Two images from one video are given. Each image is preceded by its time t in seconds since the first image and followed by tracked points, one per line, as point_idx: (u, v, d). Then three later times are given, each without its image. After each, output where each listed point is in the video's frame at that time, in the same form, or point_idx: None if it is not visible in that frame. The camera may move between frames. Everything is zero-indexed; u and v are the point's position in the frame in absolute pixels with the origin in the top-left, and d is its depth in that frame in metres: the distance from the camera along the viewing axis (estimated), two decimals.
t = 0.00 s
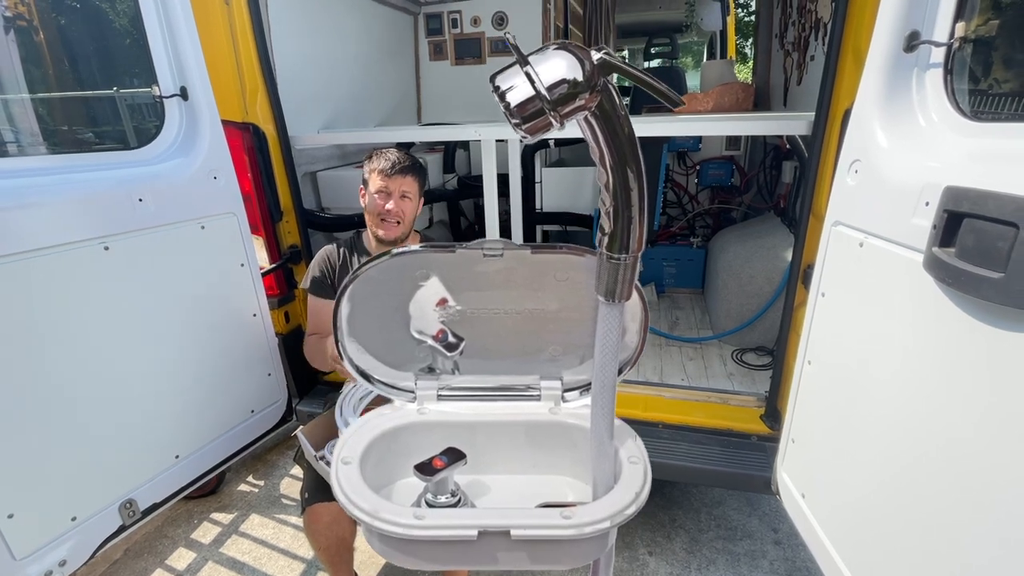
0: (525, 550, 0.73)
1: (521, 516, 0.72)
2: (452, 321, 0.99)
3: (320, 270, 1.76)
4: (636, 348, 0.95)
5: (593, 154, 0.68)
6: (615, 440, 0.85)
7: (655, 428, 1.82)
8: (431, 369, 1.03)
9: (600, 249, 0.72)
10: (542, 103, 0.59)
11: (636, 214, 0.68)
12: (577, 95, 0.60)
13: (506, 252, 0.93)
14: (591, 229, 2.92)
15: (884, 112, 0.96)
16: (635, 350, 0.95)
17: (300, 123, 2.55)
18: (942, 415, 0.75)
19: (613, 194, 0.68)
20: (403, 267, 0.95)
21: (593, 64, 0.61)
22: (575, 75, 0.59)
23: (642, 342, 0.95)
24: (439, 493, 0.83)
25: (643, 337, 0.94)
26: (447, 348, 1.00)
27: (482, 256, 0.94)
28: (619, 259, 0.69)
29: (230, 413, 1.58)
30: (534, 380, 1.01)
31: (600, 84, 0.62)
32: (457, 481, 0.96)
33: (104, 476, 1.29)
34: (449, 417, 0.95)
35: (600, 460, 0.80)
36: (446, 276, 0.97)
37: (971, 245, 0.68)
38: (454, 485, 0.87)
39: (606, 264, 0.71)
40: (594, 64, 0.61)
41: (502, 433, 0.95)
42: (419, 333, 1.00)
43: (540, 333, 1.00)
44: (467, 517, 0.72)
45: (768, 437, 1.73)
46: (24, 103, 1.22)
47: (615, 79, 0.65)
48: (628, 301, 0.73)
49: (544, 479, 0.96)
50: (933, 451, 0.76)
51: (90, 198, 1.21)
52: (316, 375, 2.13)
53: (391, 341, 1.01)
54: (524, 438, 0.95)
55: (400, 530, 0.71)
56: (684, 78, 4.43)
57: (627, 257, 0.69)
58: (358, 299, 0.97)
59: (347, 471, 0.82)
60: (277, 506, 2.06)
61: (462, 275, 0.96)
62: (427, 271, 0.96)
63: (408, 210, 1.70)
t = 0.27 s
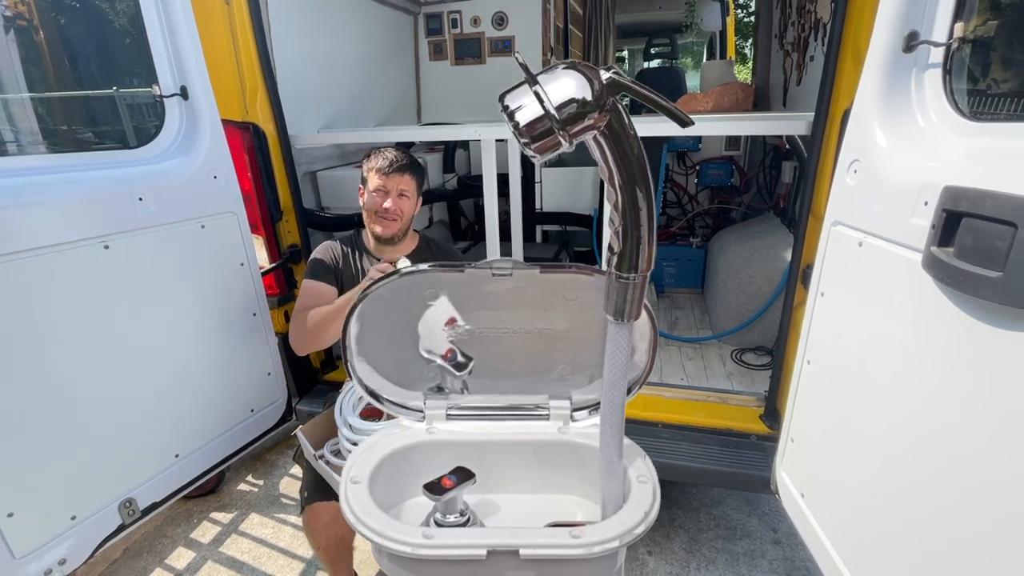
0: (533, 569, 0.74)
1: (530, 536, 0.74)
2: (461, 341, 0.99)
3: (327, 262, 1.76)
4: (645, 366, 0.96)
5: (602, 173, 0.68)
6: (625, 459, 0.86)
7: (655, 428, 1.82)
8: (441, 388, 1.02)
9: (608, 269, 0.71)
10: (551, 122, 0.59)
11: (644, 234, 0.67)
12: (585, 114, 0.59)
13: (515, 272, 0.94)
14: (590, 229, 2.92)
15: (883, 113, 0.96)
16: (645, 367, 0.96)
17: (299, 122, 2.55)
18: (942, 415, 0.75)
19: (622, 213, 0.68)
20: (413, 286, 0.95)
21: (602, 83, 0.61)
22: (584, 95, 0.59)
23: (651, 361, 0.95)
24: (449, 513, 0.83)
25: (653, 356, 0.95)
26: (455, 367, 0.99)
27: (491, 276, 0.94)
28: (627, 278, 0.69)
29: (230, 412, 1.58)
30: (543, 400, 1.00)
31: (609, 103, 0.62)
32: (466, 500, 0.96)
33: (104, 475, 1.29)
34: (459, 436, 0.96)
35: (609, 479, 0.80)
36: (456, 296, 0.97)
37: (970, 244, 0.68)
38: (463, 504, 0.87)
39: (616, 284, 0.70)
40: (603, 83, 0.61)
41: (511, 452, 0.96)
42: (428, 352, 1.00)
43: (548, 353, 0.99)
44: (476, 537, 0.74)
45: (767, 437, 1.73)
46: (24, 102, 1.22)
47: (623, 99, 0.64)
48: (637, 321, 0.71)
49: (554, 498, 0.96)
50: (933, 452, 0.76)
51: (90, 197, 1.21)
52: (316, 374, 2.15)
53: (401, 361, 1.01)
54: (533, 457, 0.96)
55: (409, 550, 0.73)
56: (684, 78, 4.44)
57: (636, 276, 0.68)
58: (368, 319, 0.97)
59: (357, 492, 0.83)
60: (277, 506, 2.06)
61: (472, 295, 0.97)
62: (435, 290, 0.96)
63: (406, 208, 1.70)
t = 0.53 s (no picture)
0: None
1: (543, 562, 0.73)
2: (474, 368, 0.94)
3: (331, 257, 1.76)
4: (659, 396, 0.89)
5: (613, 201, 0.66)
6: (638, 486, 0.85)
7: (655, 427, 1.82)
8: (453, 416, 0.97)
9: (621, 294, 0.70)
10: (563, 150, 0.57)
11: (657, 259, 0.66)
12: (598, 141, 0.58)
13: (528, 298, 0.89)
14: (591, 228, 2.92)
15: (883, 113, 0.96)
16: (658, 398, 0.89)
17: (300, 122, 2.56)
18: (942, 415, 0.75)
19: (634, 240, 0.66)
20: (425, 313, 0.91)
21: (615, 110, 0.60)
22: (597, 122, 0.58)
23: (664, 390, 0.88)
24: (461, 540, 0.82)
25: (666, 384, 0.88)
26: (469, 396, 0.93)
27: (503, 303, 0.90)
28: (640, 305, 0.67)
29: (230, 411, 1.58)
30: (557, 427, 0.95)
31: (622, 130, 0.61)
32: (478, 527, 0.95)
33: (104, 474, 1.29)
34: (471, 464, 0.93)
35: (621, 506, 0.80)
36: (469, 322, 0.92)
37: (970, 243, 0.68)
38: (475, 531, 0.86)
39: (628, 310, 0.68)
40: (616, 109, 0.60)
41: (525, 479, 0.94)
42: (440, 379, 0.94)
43: (561, 381, 0.93)
44: (489, 564, 0.73)
45: (767, 437, 1.73)
46: (24, 101, 1.22)
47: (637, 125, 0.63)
48: (649, 347, 0.71)
49: (567, 525, 0.94)
50: (933, 451, 0.76)
51: (90, 196, 1.21)
52: (316, 374, 2.15)
53: (413, 389, 0.95)
54: (545, 484, 0.93)
55: None
56: (684, 78, 4.44)
57: (649, 303, 0.67)
58: (380, 345, 0.92)
59: (370, 521, 0.82)
60: (277, 505, 2.06)
61: (485, 320, 0.92)
62: (448, 317, 0.92)
63: (402, 206, 1.70)
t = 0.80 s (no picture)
0: None
1: None
2: (489, 402, 0.95)
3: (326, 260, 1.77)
4: (673, 430, 0.92)
5: (629, 234, 0.69)
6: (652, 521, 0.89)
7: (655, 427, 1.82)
8: (468, 449, 0.98)
9: (636, 328, 0.72)
10: (579, 182, 0.58)
11: (672, 293, 0.68)
12: (614, 175, 0.59)
13: (542, 332, 0.90)
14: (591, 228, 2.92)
15: (885, 113, 0.96)
16: (672, 432, 0.92)
17: (300, 121, 2.55)
18: (944, 414, 0.75)
19: (650, 274, 0.69)
20: (441, 347, 0.93)
21: (629, 144, 0.61)
22: (612, 156, 0.59)
23: (679, 425, 0.92)
24: (477, 573, 0.89)
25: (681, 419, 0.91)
26: (484, 429, 0.94)
27: (518, 337, 0.91)
28: (656, 339, 0.69)
29: (230, 411, 1.58)
30: (572, 460, 0.97)
31: (637, 164, 0.62)
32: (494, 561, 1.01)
33: (104, 474, 1.29)
34: (486, 498, 0.98)
35: (637, 540, 0.82)
36: (484, 356, 0.94)
37: (973, 242, 0.68)
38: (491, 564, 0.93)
39: (643, 344, 0.70)
40: (631, 144, 0.61)
41: (539, 513, 0.99)
42: (455, 414, 0.95)
43: (575, 415, 0.95)
44: None
45: (768, 437, 1.73)
46: (24, 101, 1.22)
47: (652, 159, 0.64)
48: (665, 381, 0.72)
49: (581, 558, 1.00)
50: (935, 451, 0.76)
51: (91, 195, 1.21)
52: (316, 373, 2.14)
53: (429, 423, 0.97)
54: (560, 517, 0.99)
55: None
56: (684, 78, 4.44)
57: (664, 337, 0.69)
58: (396, 380, 0.93)
59: (384, 554, 0.89)
60: (277, 505, 2.05)
61: (499, 354, 0.93)
62: (463, 350, 0.93)
63: (408, 206, 1.69)
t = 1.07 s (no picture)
0: None
1: None
2: (507, 441, 1.00)
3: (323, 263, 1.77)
4: (691, 468, 0.96)
5: (648, 273, 0.69)
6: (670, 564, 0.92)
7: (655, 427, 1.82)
8: (487, 488, 1.03)
9: (655, 367, 0.72)
10: (597, 223, 0.59)
11: (690, 332, 0.68)
12: (632, 214, 0.60)
13: (560, 372, 0.96)
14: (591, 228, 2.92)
15: (885, 114, 0.96)
16: (691, 470, 0.96)
17: (300, 121, 2.55)
18: (944, 414, 0.75)
19: (667, 313, 0.68)
20: (459, 387, 0.99)
21: (647, 184, 0.62)
22: (630, 195, 0.60)
23: (696, 464, 0.96)
24: None
25: (698, 456, 0.96)
26: (502, 468, 0.98)
27: (537, 376, 0.97)
28: (673, 378, 0.69)
29: (230, 411, 1.58)
30: (589, 499, 1.01)
31: (654, 204, 0.63)
32: None
33: (104, 473, 1.29)
34: (504, 537, 1.01)
35: None
36: (502, 397, 1.00)
37: (974, 241, 0.68)
38: None
39: (661, 383, 0.70)
40: (648, 184, 0.62)
41: (557, 553, 1.02)
42: (474, 453, 1.01)
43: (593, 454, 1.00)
44: None
45: (768, 436, 1.73)
46: (24, 101, 1.21)
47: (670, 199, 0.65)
48: (683, 421, 0.71)
49: None
50: (935, 452, 0.76)
51: (91, 195, 1.21)
52: (316, 373, 2.13)
53: (447, 461, 1.02)
54: (579, 557, 1.02)
55: None
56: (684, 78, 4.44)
57: (683, 376, 0.69)
58: (414, 419, 0.99)
59: None
60: (277, 504, 2.06)
61: (518, 395, 0.99)
62: (481, 390, 0.99)
63: (410, 207, 1.69)
